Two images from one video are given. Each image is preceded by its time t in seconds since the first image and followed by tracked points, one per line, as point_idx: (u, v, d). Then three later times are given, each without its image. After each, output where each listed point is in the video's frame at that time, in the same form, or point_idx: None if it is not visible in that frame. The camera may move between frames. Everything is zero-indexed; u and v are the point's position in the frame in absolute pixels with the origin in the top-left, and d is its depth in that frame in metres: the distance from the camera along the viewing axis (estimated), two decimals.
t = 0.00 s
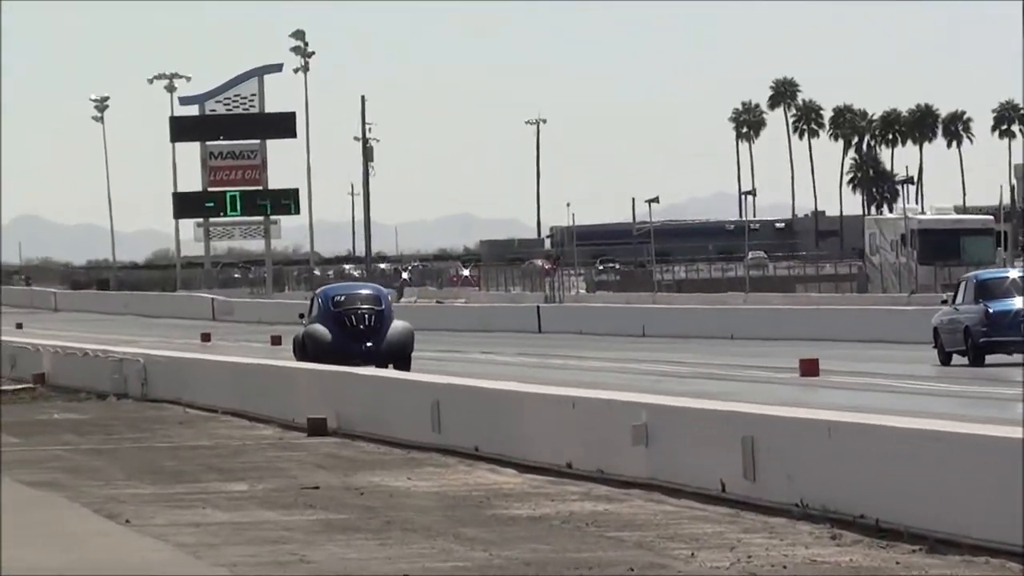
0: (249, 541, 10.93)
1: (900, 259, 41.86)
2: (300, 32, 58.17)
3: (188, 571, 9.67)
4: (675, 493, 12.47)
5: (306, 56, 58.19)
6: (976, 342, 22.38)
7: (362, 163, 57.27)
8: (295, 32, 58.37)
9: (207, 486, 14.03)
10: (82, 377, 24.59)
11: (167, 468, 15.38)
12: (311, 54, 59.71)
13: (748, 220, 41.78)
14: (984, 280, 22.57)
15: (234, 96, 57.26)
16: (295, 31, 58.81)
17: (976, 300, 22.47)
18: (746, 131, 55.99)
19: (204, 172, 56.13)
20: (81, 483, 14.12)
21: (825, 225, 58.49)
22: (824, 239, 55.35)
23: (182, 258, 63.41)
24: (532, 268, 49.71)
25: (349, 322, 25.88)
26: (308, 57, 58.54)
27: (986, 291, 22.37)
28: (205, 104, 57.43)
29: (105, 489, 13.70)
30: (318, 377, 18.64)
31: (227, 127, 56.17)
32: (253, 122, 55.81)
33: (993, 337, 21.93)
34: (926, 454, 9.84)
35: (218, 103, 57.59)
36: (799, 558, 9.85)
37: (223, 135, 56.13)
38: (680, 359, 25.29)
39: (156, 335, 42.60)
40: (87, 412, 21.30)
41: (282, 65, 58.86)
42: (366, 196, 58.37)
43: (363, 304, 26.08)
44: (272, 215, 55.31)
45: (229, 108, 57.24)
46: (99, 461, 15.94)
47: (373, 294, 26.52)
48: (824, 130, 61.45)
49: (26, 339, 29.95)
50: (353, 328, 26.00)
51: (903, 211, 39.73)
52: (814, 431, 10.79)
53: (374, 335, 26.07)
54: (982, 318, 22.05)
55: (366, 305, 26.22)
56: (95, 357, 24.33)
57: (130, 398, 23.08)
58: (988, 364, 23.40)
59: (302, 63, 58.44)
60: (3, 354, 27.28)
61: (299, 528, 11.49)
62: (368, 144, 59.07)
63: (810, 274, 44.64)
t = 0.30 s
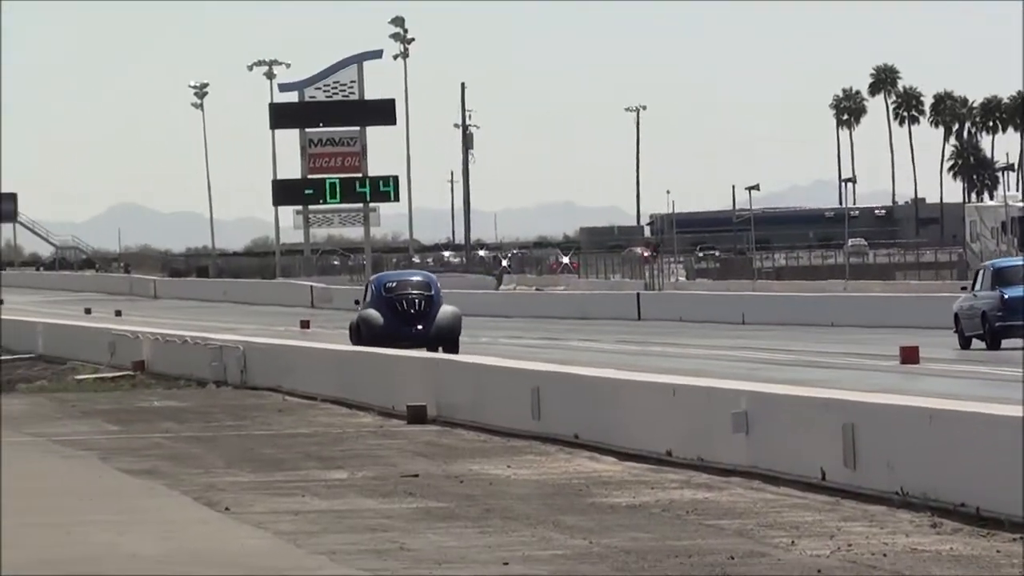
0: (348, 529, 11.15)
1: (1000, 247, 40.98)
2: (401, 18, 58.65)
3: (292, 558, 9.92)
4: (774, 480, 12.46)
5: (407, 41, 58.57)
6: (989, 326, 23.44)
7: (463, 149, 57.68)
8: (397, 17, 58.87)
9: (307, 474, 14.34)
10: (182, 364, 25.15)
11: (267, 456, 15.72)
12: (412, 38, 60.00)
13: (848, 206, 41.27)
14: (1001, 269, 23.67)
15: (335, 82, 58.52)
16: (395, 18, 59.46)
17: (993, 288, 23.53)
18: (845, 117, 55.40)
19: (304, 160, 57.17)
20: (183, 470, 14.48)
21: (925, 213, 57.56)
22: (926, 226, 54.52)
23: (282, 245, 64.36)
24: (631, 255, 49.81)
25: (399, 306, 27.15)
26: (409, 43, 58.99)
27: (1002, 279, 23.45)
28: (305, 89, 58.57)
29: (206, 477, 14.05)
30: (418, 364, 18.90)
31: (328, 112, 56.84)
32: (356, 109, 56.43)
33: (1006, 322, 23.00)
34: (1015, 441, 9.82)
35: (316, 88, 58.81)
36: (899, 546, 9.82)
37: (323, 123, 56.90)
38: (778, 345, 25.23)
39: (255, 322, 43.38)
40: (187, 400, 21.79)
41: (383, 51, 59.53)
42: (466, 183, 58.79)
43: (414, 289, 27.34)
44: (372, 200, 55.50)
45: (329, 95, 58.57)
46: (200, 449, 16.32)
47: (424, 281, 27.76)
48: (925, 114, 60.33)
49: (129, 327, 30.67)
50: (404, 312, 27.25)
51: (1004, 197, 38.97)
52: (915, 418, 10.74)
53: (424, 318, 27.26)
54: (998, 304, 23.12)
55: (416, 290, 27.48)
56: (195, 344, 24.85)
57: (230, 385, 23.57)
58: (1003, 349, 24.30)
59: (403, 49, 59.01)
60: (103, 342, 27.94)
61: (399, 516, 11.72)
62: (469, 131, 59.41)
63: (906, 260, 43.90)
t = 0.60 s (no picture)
0: (415, 540, 11.30)
1: None
2: (467, 28, 59.10)
3: (361, 567, 10.08)
4: (841, 490, 12.46)
5: (474, 52, 58.97)
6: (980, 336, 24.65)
7: (529, 159, 57.84)
8: (462, 27, 59.31)
9: (375, 485, 14.53)
10: (249, 375, 25.51)
11: (334, 467, 15.93)
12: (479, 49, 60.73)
13: (918, 215, 40.96)
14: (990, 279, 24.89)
15: (402, 93, 59.03)
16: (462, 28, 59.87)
17: (984, 298, 24.73)
18: (914, 126, 54.56)
19: (370, 171, 57.63)
20: (252, 481, 14.73)
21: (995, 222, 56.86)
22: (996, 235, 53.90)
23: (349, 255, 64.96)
24: (699, 264, 49.78)
25: (424, 316, 28.77)
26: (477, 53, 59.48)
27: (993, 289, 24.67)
28: (372, 101, 58.90)
29: (275, 487, 14.28)
30: (485, 374, 19.08)
31: (394, 124, 57.39)
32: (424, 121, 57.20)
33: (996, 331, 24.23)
34: None
35: (384, 100, 59.10)
36: (968, 556, 9.80)
37: (389, 133, 57.44)
38: (843, 356, 25.16)
39: (323, 332, 43.86)
40: (255, 410, 22.10)
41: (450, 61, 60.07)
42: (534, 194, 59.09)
43: (438, 300, 28.98)
44: (440, 211, 55.96)
45: (397, 106, 58.93)
46: (267, 459, 16.57)
47: (447, 292, 29.41)
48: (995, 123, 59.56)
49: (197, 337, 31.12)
50: (428, 322, 28.87)
51: None
52: (984, 430, 10.73)
53: (447, 327, 28.90)
54: (988, 313, 24.33)
55: (440, 301, 29.13)
56: (262, 354, 25.20)
57: (297, 395, 23.87)
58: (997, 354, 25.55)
59: (470, 60, 59.43)
60: (171, 352, 28.39)
61: (467, 526, 11.86)
62: (536, 141, 59.63)
63: (976, 270, 43.36)
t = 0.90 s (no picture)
0: (515, 552, 11.53)
1: None
2: (564, 42, 59.44)
3: None
4: (940, 504, 12.46)
5: (571, 66, 59.27)
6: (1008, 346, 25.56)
7: (626, 173, 57.94)
8: (559, 41, 59.63)
9: (473, 498, 14.79)
10: (347, 389, 25.95)
11: (433, 480, 16.22)
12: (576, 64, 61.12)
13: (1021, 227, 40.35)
14: (1018, 293, 25.73)
15: (498, 107, 59.47)
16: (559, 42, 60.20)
17: (1011, 311, 25.59)
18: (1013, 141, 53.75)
19: (467, 185, 57.97)
20: (351, 495, 15.05)
21: None
22: None
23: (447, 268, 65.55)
24: (796, 278, 49.44)
25: (483, 328, 30.56)
26: (574, 67, 59.80)
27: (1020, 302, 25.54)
28: (469, 115, 59.33)
29: (374, 501, 14.60)
30: (582, 388, 19.27)
31: (491, 138, 58.00)
32: (522, 136, 57.86)
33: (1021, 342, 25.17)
34: None
35: (480, 114, 59.37)
36: None
37: (487, 146, 57.90)
38: (942, 369, 24.97)
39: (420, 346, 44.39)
40: (353, 424, 22.50)
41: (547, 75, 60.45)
42: (630, 206, 59.19)
43: (496, 314, 30.74)
44: (537, 224, 56.35)
45: (494, 120, 59.38)
46: (366, 473, 16.90)
47: (505, 306, 31.17)
48: None
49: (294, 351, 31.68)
50: (487, 334, 30.70)
51: None
52: None
53: (505, 339, 30.66)
54: (1015, 325, 25.15)
55: (498, 314, 30.90)
56: (360, 369, 25.62)
57: (395, 408, 24.25)
58: None
59: (566, 74, 59.69)
60: (269, 366, 28.96)
61: (565, 540, 12.06)
62: (632, 155, 59.71)
63: None
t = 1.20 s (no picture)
0: (590, 573, 11.68)
1: None
2: (640, 61, 59.52)
3: None
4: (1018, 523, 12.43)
5: (647, 85, 59.32)
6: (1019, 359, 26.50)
7: (700, 192, 57.84)
8: (635, 61, 59.73)
9: (548, 518, 14.97)
10: (423, 410, 26.23)
11: (509, 500, 16.42)
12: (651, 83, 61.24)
13: None
14: None
15: (574, 126, 59.72)
16: (635, 61, 60.33)
17: None
18: None
19: (543, 205, 58.15)
20: (426, 515, 15.29)
21: None
22: None
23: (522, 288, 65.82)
24: (871, 296, 48.99)
25: (523, 347, 31.01)
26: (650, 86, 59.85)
27: None
28: (544, 135, 59.63)
29: (448, 521, 14.82)
30: (658, 407, 19.36)
31: (567, 157, 58.24)
32: (598, 155, 58.07)
33: None
34: None
35: (555, 134, 59.66)
36: None
37: (563, 166, 58.17)
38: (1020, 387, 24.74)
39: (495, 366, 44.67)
40: (429, 444, 22.77)
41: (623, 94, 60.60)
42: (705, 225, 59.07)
43: (536, 333, 31.16)
44: (612, 243, 56.39)
45: (570, 139, 59.64)
46: (442, 493, 17.13)
47: (545, 325, 31.58)
48: None
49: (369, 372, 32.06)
50: (527, 353, 31.09)
51: None
52: None
53: (544, 357, 31.08)
54: None
55: (539, 334, 31.29)
56: (434, 389, 25.89)
57: (470, 429, 24.48)
58: None
59: (642, 93, 59.78)
60: (344, 387, 29.34)
61: (641, 560, 12.21)
62: (707, 173, 59.60)
63: None
